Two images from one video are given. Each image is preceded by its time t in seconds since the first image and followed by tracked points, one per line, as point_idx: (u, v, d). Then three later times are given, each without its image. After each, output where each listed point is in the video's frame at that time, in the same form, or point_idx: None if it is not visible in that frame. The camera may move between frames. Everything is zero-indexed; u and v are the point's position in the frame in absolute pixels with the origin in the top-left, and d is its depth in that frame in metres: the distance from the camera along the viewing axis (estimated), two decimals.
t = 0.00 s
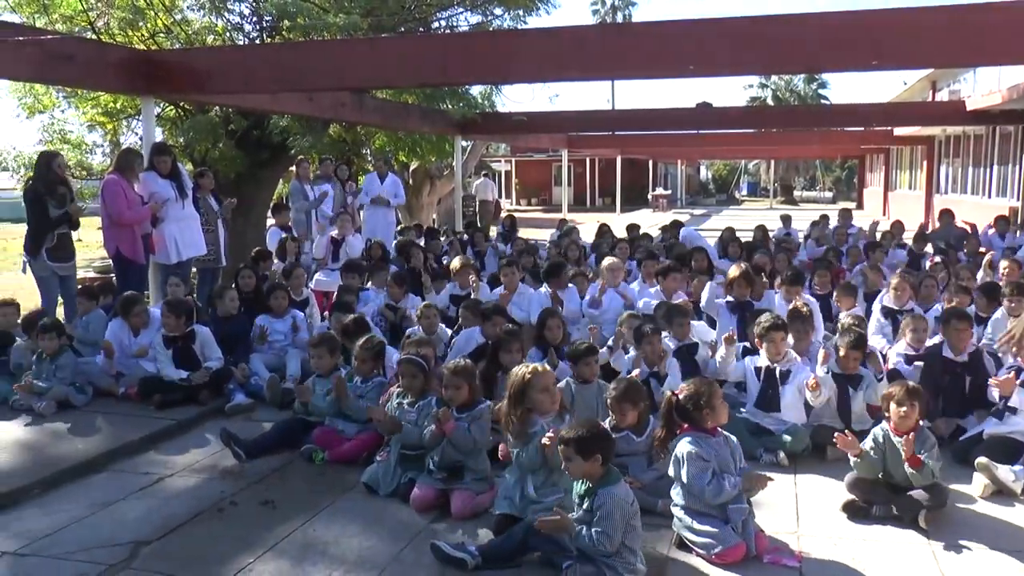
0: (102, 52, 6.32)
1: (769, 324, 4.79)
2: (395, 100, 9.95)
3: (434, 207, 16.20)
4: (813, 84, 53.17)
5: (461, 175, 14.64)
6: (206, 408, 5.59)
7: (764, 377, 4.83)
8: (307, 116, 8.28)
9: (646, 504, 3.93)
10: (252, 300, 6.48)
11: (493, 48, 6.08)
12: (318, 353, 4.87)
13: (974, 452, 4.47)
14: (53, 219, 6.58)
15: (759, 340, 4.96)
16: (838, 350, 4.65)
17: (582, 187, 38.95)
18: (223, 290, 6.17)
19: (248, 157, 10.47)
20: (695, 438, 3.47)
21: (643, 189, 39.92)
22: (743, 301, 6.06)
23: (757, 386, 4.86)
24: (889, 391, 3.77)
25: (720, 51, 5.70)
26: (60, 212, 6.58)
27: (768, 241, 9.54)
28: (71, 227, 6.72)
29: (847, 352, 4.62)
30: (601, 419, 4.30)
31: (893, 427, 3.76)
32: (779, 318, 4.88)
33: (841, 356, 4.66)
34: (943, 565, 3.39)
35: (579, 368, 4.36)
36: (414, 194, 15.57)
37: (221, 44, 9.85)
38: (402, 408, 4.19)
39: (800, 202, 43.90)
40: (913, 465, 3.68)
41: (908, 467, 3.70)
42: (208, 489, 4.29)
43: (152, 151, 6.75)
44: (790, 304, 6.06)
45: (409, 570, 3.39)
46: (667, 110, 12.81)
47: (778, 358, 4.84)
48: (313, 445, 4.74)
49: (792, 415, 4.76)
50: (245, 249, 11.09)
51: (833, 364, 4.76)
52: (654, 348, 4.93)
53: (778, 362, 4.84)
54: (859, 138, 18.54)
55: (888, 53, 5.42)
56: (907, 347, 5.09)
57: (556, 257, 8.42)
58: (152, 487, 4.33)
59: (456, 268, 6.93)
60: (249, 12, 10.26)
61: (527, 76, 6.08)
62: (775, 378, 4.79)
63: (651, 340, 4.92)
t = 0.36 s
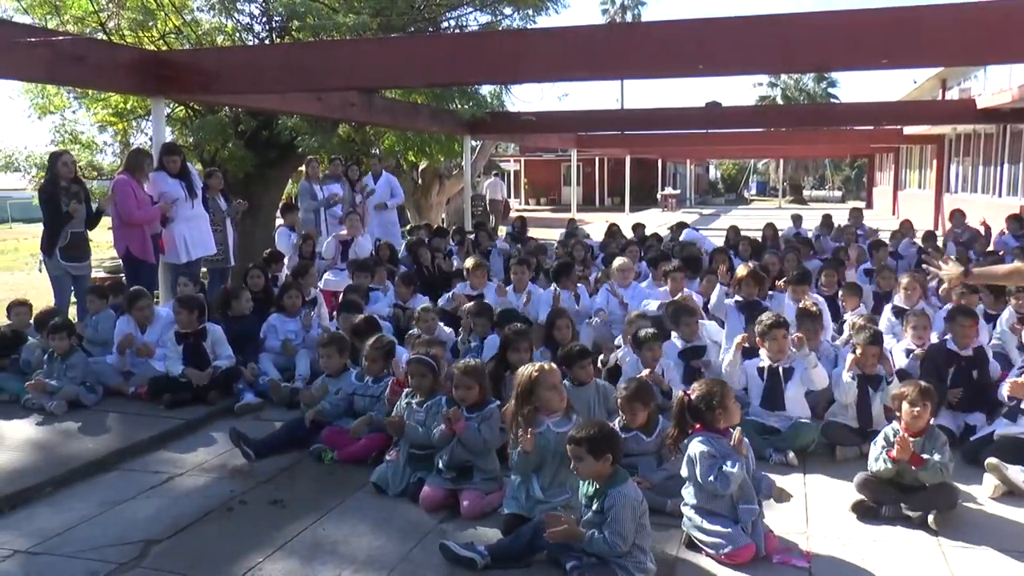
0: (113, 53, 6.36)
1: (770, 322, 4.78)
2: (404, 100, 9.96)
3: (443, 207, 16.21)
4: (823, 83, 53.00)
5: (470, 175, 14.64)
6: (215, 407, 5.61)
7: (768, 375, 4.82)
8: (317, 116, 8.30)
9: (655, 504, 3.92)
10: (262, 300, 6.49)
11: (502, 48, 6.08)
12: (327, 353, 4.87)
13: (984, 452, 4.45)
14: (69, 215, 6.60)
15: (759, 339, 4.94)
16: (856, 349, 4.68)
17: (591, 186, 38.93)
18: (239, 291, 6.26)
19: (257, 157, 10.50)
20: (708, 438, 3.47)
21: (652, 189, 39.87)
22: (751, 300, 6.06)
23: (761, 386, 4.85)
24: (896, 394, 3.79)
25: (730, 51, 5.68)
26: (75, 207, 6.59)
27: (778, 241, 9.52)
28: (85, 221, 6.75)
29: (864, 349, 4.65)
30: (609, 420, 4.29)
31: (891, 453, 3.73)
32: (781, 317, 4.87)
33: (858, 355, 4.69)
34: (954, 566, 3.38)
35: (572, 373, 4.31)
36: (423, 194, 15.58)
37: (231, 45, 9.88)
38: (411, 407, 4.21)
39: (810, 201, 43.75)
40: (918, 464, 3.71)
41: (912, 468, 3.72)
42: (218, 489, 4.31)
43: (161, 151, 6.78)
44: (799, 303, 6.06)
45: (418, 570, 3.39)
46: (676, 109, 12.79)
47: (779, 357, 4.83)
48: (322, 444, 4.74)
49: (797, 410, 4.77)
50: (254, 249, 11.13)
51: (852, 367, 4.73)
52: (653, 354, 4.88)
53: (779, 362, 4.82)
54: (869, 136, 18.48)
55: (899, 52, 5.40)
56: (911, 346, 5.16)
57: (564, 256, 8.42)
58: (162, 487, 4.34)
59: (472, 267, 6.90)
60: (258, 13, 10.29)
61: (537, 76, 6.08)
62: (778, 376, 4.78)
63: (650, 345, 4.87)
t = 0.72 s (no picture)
0: (114, 54, 6.37)
1: (776, 321, 4.82)
2: (406, 100, 9.96)
3: (444, 207, 16.22)
4: (825, 83, 52.97)
5: (472, 175, 14.66)
6: (217, 407, 5.61)
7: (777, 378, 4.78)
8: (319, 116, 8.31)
9: (657, 504, 3.92)
10: (263, 300, 6.50)
11: (504, 47, 6.08)
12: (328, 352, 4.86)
13: (986, 452, 4.46)
14: (79, 216, 6.64)
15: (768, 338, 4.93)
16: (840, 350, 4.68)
17: (592, 186, 38.95)
18: (241, 291, 6.18)
19: (259, 157, 10.52)
20: (710, 438, 3.47)
21: (654, 189, 39.88)
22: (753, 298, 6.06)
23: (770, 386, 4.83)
24: (900, 393, 3.73)
25: (732, 50, 5.68)
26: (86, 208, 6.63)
27: (780, 240, 9.50)
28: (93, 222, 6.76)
29: (851, 348, 4.67)
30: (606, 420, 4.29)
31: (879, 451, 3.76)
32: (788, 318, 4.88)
33: (843, 355, 4.68)
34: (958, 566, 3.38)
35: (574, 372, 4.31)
36: (424, 194, 15.59)
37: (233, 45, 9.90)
38: (412, 407, 4.22)
39: (812, 201, 43.76)
40: (929, 462, 3.68)
41: (923, 466, 3.70)
42: (219, 489, 4.31)
43: (163, 151, 6.78)
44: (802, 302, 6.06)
45: (420, 570, 3.39)
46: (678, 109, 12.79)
47: (791, 356, 4.82)
48: (324, 444, 4.74)
49: (807, 414, 4.74)
50: (256, 249, 11.14)
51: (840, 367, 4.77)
52: (656, 349, 4.93)
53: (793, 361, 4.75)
54: (871, 136, 18.47)
55: (901, 52, 5.39)
56: (913, 343, 5.19)
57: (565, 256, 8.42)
58: (165, 487, 4.34)
59: (464, 273, 6.80)
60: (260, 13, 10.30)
61: (538, 76, 6.08)
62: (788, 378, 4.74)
63: (653, 340, 4.91)
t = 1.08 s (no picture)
0: (99, 53, 6.34)
1: (769, 321, 4.74)
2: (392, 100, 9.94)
3: (430, 207, 16.20)
4: (810, 82, 53.22)
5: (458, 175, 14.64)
6: (201, 408, 5.59)
7: (763, 375, 4.79)
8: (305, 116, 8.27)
9: (642, 502, 3.93)
10: (248, 300, 6.48)
11: (491, 47, 6.07)
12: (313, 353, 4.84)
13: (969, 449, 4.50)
14: (68, 222, 6.60)
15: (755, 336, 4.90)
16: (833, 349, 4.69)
17: (578, 186, 38.98)
18: (224, 293, 6.14)
19: (244, 158, 10.48)
20: (694, 437, 3.48)
21: (640, 188, 39.95)
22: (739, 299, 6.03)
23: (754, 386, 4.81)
24: (882, 394, 3.76)
25: (718, 50, 5.69)
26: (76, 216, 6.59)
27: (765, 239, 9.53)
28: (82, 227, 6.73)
29: (843, 344, 4.67)
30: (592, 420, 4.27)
31: (859, 451, 3.78)
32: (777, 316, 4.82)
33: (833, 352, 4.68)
34: (941, 561, 3.40)
35: (582, 368, 4.30)
36: (410, 194, 15.56)
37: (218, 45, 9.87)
38: (396, 407, 4.21)
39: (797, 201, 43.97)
40: (915, 461, 3.69)
41: (908, 464, 3.71)
42: (204, 491, 4.29)
43: (146, 151, 6.74)
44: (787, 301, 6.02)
45: (406, 570, 3.38)
46: (664, 110, 12.82)
47: (774, 355, 4.79)
48: (309, 445, 4.73)
49: (790, 413, 4.75)
50: (241, 250, 11.09)
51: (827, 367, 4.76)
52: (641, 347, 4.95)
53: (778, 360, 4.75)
54: (855, 135, 18.56)
55: (885, 52, 5.43)
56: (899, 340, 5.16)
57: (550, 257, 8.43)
58: (149, 489, 4.32)
59: (453, 273, 6.82)
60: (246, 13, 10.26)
61: (525, 76, 6.08)
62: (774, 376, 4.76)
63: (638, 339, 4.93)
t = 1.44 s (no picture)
0: (41, 50, 6.19)
1: (713, 318, 4.73)
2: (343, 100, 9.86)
3: (382, 207, 16.11)
4: (759, 84, 54.01)
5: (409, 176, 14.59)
6: (149, 413, 5.48)
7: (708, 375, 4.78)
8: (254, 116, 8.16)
9: (595, 501, 3.94)
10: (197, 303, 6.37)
11: (442, 47, 6.05)
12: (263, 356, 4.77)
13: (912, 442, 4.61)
14: (13, 223, 6.42)
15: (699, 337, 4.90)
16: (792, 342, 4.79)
17: (531, 186, 39.07)
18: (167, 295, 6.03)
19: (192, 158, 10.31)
20: (644, 437, 3.50)
21: (593, 188, 40.18)
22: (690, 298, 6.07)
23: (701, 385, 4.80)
24: (830, 392, 3.82)
25: (668, 51, 5.75)
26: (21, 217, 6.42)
27: (714, 238, 9.64)
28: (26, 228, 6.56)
29: (801, 340, 4.79)
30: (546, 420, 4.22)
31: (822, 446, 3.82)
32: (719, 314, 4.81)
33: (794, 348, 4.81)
34: (888, 553, 3.46)
35: (541, 369, 4.28)
36: (362, 194, 15.44)
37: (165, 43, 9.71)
38: (347, 409, 4.18)
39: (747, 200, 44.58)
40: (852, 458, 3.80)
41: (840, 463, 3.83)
42: (153, 497, 4.20)
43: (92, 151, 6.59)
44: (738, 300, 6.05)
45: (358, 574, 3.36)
46: (615, 110, 12.91)
47: (721, 355, 4.78)
48: (260, 449, 4.67)
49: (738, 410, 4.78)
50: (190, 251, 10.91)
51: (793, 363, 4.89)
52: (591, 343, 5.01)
53: (722, 360, 4.80)
54: (802, 136, 18.88)
55: (831, 54, 5.52)
56: (846, 337, 5.20)
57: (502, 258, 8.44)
58: (95, 496, 4.23)
59: (406, 272, 6.78)
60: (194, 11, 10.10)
61: (476, 76, 6.07)
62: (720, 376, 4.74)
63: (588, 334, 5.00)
